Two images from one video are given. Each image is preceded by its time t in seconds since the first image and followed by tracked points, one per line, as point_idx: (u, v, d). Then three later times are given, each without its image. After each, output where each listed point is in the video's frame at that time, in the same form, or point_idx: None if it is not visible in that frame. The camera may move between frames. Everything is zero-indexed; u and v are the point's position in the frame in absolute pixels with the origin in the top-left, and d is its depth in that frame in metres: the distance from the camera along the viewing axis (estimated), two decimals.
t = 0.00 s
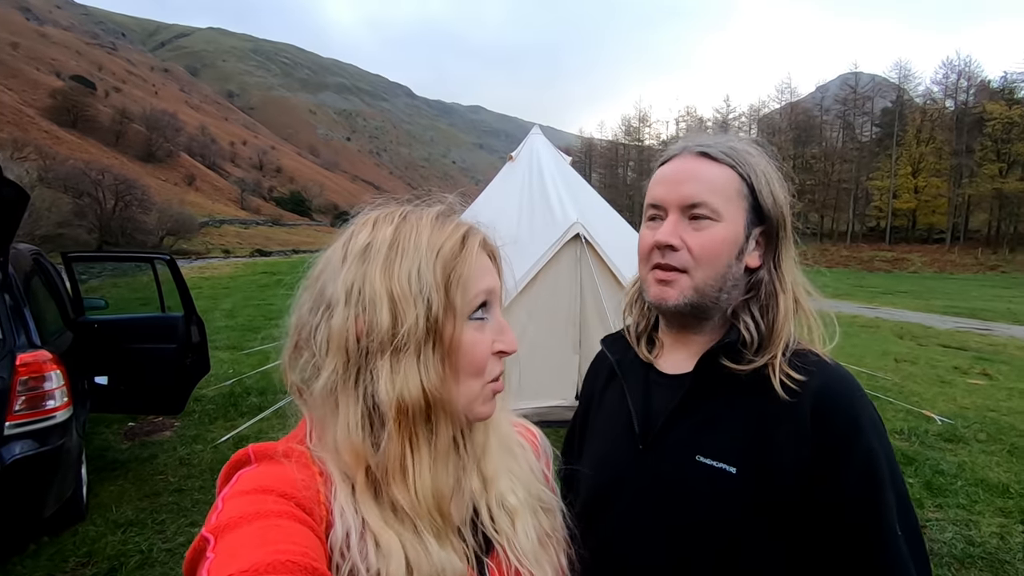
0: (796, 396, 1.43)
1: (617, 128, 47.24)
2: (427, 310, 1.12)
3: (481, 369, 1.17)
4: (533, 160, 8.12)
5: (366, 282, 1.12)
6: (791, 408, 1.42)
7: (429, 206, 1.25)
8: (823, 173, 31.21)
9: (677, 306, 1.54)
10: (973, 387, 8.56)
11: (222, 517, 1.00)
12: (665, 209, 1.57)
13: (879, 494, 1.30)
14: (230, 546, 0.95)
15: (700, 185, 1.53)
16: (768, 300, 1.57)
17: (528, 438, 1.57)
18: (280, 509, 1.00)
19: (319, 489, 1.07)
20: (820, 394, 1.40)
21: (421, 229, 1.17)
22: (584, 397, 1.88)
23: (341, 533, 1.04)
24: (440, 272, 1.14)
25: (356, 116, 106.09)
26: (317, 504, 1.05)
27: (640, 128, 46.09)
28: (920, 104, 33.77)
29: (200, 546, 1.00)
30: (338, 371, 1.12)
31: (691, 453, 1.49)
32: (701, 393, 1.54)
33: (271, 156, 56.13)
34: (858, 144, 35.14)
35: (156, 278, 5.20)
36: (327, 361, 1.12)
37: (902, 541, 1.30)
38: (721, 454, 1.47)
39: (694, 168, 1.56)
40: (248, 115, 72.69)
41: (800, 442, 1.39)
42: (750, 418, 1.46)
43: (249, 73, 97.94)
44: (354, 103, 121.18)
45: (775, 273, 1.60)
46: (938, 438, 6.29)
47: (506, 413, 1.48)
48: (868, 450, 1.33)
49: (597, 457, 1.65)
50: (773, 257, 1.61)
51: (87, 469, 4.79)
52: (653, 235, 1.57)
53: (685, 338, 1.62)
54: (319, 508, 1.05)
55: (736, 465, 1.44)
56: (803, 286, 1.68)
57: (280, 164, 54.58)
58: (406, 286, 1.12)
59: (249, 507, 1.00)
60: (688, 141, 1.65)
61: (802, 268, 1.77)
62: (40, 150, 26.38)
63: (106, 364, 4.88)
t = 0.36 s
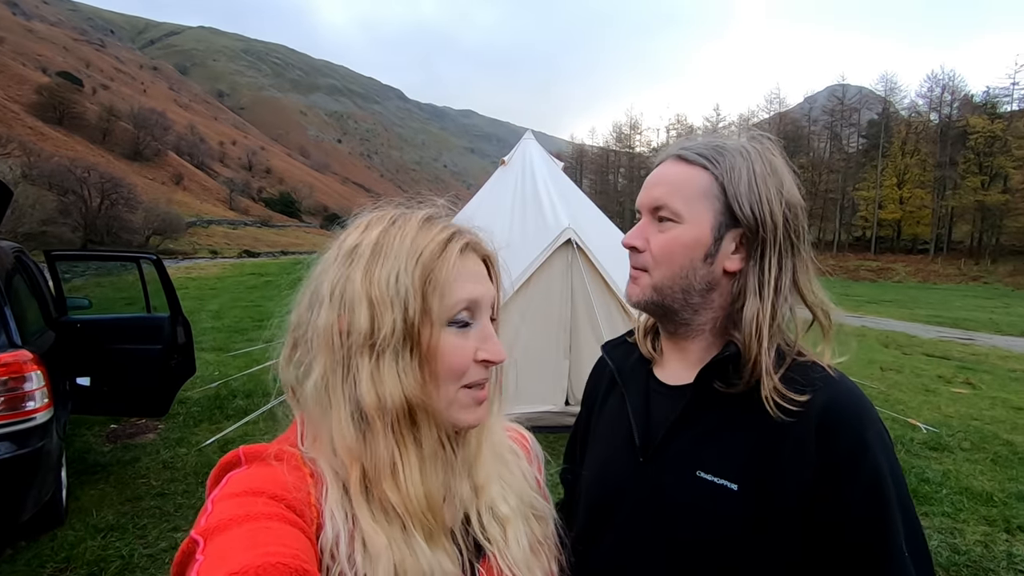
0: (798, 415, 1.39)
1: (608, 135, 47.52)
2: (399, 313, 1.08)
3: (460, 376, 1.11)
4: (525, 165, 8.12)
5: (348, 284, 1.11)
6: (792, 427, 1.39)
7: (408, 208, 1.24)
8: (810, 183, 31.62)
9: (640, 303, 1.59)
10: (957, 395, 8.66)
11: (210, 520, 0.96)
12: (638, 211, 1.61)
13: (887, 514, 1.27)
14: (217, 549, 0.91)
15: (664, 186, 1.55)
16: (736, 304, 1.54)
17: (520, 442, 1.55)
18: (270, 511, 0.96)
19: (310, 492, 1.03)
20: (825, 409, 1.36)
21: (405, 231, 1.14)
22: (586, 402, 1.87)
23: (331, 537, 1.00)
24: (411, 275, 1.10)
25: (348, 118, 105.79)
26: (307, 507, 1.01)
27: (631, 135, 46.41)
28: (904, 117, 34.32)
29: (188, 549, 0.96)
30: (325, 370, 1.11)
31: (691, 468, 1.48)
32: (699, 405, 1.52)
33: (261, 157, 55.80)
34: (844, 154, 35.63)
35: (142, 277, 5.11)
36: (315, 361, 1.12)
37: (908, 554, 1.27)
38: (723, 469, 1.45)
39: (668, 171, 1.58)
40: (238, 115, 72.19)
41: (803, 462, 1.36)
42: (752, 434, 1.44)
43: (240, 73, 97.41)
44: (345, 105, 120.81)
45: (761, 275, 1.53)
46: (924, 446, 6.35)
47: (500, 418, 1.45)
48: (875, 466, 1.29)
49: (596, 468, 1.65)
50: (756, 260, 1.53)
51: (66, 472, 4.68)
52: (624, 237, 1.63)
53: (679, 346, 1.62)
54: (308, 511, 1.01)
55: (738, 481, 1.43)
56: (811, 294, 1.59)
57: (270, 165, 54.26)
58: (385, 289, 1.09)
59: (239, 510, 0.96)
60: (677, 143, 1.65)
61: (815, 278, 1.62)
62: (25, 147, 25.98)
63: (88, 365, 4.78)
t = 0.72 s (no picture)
0: (801, 416, 1.39)
1: (598, 140, 47.70)
2: (346, 313, 1.29)
3: (388, 378, 1.24)
4: (516, 168, 8.12)
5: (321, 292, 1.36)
6: (795, 429, 1.38)
7: (406, 209, 1.43)
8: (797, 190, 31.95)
9: (673, 305, 1.51)
10: (941, 400, 8.75)
11: (200, 510, 1.08)
12: (664, 208, 1.55)
13: (890, 520, 1.27)
14: (207, 537, 1.03)
15: (703, 183, 1.50)
16: (764, 306, 1.53)
17: (521, 451, 1.68)
18: (258, 504, 1.08)
19: (295, 478, 1.18)
20: (827, 412, 1.36)
21: (368, 239, 1.35)
22: (580, 403, 1.84)
23: (315, 520, 1.15)
24: (351, 278, 1.30)
25: (337, 120, 105.26)
26: (295, 495, 1.15)
27: (621, 140, 46.63)
28: (888, 126, 34.82)
29: (178, 539, 1.08)
30: (312, 357, 1.35)
31: (691, 472, 1.45)
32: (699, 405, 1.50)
33: (248, 158, 55.31)
34: (830, 161, 36.06)
35: (125, 279, 5.01)
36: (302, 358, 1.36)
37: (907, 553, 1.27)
38: (723, 474, 1.43)
39: (696, 167, 1.54)
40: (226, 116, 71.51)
41: (806, 465, 1.35)
42: (754, 435, 1.43)
43: (228, 74, 96.66)
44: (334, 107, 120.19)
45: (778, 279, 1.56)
46: (909, 450, 6.40)
47: (500, 426, 1.57)
48: (877, 469, 1.29)
49: (591, 473, 1.62)
50: (777, 264, 1.57)
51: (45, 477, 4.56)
52: (651, 234, 1.54)
53: (684, 348, 1.59)
54: (296, 499, 1.15)
55: (738, 485, 1.41)
56: (813, 300, 1.61)
57: (258, 167, 53.78)
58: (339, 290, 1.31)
59: (229, 502, 1.08)
60: (697, 138, 1.61)
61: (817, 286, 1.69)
62: (6, 146, 25.52)
63: (67, 368, 4.66)
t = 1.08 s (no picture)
0: (795, 409, 1.40)
1: (583, 141, 47.87)
2: (344, 319, 1.26)
3: (389, 382, 1.21)
4: (502, 168, 8.11)
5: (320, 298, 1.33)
6: (791, 422, 1.39)
7: (401, 211, 1.40)
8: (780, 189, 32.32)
9: (685, 311, 1.49)
10: (922, 395, 8.90)
11: (198, 512, 1.05)
12: (668, 209, 1.52)
13: (885, 516, 1.28)
14: (205, 539, 1.01)
15: (707, 185, 1.50)
16: (763, 304, 1.55)
17: (520, 454, 1.66)
18: (257, 507, 1.06)
19: (295, 482, 1.15)
20: (819, 407, 1.37)
21: (366, 241, 1.32)
22: (564, 405, 1.83)
23: (316, 524, 1.12)
24: (348, 281, 1.27)
25: (321, 120, 104.46)
26: (294, 499, 1.13)
27: (606, 140, 46.81)
28: (868, 126, 35.34)
29: (175, 541, 1.05)
30: (312, 361, 1.32)
31: (689, 472, 1.44)
32: (695, 400, 1.50)
33: (231, 159, 54.65)
34: (812, 161, 36.54)
35: (105, 281, 4.90)
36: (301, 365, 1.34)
37: (902, 545, 1.28)
38: (721, 472, 1.42)
39: (696, 166, 1.53)
40: (207, 116, 70.59)
41: (800, 459, 1.36)
42: (750, 431, 1.43)
43: (210, 74, 95.47)
44: (318, 107, 119.22)
45: (767, 276, 1.60)
46: (892, 445, 6.49)
47: (498, 428, 1.54)
48: (872, 464, 1.30)
49: (582, 475, 1.59)
50: (764, 261, 1.61)
51: (23, 485, 4.46)
52: (656, 238, 1.51)
53: (676, 350, 1.59)
54: (295, 503, 1.12)
55: (736, 484, 1.40)
56: (789, 297, 1.66)
57: (241, 167, 53.14)
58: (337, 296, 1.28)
59: (226, 504, 1.05)
60: (685, 138, 1.60)
61: (789, 280, 1.75)
62: None
63: (45, 373, 4.54)
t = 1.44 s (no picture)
0: (749, 378, 1.43)
1: (566, 126, 47.72)
2: (302, 311, 1.24)
3: (352, 371, 1.20)
4: (481, 154, 8.05)
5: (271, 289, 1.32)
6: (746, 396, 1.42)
7: (350, 200, 1.38)
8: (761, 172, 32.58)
9: (646, 300, 1.51)
10: (898, 372, 9.10)
11: (163, 507, 0.99)
12: (627, 194, 1.52)
13: (842, 481, 1.31)
14: (169, 540, 0.94)
15: (666, 168, 1.49)
16: (721, 282, 1.58)
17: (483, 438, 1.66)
18: (225, 502, 1.01)
19: (264, 475, 1.11)
20: (774, 376, 1.40)
21: (318, 228, 1.31)
22: (521, 386, 1.84)
23: (286, 515, 1.09)
24: (302, 274, 1.25)
25: (299, 109, 102.80)
26: (263, 492, 1.08)
27: (588, 125, 46.71)
28: (847, 107, 35.68)
29: (138, 537, 0.99)
30: (273, 357, 1.30)
31: (646, 449, 1.45)
32: (655, 377, 1.51)
33: (208, 150, 53.59)
34: (792, 143, 36.84)
35: (77, 280, 4.78)
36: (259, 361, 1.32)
37: (859, 505, 1.31)
38: (677, 448, 1.44)
39: (653, 149, 1.52)
40: (182, 106, 69.08)
41: (758, 429, 1.38)
42: (717, 408, 1.44)
43: (184, 63, 93.29)
44: (296, 96, 117.26)
45: (726, 256, 1.63)
46: (869, 421, 6.64)
47: (461, 407, 1.54)
48: (827, 429, 1.33)
49: (542, 455, 1.60)
50: (721, 241, 1.64)
51: None
52: (616, 223, 1.51)
53: (636, 332, 1.60)
54: (265, 498, 1.08)
55: (694, 458, 1.43)
56: (744, 275, 1.71)
57: (218, 159, 52.17)
58: (289, 287, 1.26)
59: (193, 499, 1.00)
60: (641, 119, 1.60)
61: (744, 256, 1.79)
62: None
63: (15, 374, 4.47)
